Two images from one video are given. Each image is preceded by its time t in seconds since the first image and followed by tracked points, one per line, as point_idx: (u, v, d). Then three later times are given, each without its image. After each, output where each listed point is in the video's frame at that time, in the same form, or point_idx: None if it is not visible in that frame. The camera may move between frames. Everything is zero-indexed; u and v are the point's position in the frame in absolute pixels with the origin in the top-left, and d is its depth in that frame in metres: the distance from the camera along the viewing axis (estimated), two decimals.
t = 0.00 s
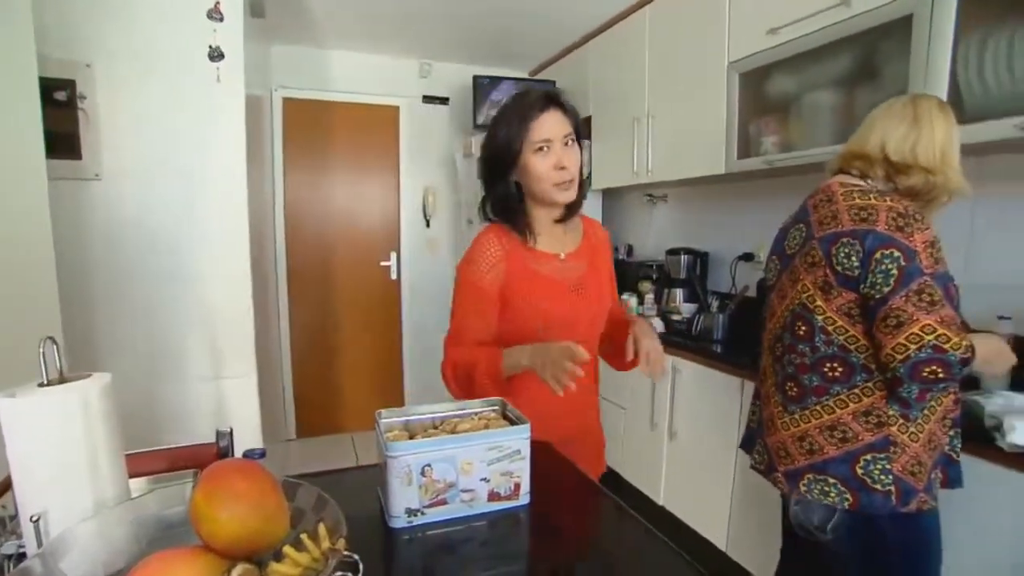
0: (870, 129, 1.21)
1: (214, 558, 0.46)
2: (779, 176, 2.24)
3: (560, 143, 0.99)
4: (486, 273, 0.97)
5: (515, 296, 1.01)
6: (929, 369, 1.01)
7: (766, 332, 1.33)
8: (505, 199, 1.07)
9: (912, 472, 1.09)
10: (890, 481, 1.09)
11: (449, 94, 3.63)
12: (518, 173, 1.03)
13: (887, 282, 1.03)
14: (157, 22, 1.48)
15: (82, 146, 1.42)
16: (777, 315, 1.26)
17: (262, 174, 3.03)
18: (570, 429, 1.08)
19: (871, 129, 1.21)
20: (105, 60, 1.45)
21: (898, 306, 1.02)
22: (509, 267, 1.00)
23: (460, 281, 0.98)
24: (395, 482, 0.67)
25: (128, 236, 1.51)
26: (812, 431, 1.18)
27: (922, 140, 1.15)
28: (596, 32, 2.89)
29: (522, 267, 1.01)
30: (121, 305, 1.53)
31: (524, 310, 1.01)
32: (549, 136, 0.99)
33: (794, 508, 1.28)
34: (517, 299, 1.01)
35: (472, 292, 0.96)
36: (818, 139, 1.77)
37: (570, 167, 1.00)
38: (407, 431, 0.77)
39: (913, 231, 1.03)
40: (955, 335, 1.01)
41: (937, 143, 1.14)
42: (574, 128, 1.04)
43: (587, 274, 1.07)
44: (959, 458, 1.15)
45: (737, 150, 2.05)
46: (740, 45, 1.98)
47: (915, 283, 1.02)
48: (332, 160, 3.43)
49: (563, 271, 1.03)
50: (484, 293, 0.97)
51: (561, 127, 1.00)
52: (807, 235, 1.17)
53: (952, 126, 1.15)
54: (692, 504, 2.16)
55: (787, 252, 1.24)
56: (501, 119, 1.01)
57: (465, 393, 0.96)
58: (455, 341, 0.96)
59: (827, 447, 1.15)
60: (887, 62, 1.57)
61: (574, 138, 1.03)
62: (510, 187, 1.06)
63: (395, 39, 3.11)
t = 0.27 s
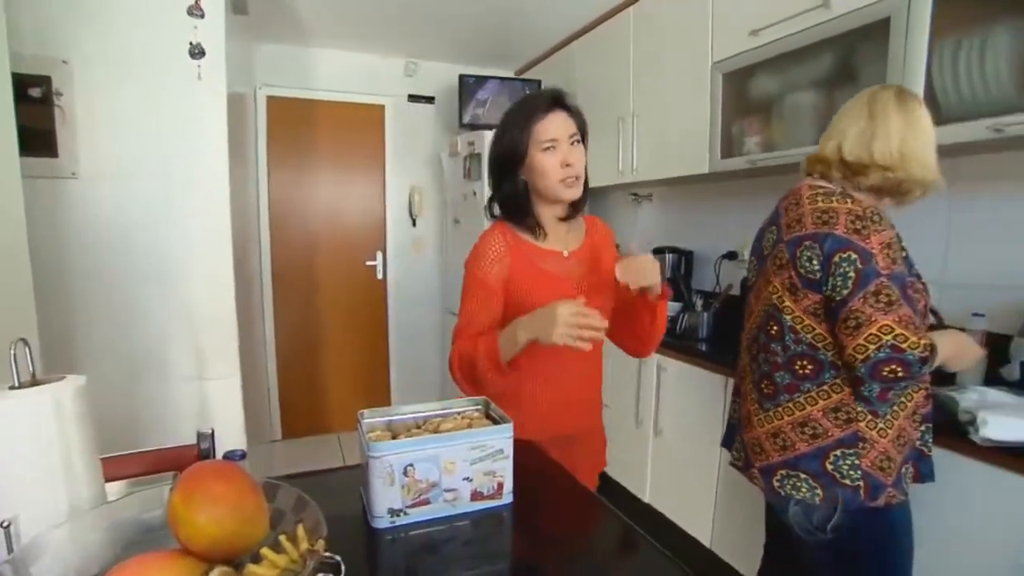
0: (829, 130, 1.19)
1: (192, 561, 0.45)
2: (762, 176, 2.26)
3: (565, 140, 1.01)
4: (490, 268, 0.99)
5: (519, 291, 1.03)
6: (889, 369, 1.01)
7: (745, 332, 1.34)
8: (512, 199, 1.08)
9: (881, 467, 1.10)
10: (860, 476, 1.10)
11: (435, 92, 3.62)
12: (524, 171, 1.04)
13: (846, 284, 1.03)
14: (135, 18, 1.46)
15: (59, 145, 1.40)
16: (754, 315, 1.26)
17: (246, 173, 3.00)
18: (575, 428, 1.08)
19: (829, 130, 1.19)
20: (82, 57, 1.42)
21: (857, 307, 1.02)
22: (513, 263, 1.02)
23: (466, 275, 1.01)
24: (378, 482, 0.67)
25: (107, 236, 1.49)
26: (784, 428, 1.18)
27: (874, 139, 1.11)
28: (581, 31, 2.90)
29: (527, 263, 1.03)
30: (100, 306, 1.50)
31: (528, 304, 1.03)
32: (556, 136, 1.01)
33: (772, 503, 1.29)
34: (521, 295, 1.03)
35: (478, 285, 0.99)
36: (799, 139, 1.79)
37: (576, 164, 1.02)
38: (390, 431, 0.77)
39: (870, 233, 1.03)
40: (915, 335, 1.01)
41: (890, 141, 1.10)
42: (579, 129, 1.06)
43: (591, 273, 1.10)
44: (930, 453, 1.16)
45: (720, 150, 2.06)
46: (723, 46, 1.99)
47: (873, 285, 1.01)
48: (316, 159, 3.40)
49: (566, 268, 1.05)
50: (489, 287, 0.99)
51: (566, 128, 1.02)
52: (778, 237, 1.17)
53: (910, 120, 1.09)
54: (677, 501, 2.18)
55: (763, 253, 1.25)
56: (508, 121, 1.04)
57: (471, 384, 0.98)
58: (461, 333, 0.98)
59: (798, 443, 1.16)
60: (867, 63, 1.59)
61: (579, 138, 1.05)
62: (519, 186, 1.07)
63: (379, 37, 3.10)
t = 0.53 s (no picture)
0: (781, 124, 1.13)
1: (170, 564, 0.45)
2: (746, 176, 2.28)
3: (556, 134, 1.04)
4: (484, 268, 0.99)
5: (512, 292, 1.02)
6: (849, 365, 0.99)
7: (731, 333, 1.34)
8: (510, 197, 1.10)
9: (850, 461, 1.09)
10: (828, 470, 1.10)
11: (421, 92, 3.61)
12: (518, 167, 1.06)
13: (806, 284, 1.02)
14: (116, 15, 1.44)
15: (36, 143, 1.38)
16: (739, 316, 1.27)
17: (230, 172, 2.97)
18: (565, 427, 1.08)
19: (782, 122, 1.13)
20: (60, 53, 1.40)
21: (816, 306, 1.01)
22: (507, 263, 1.02)
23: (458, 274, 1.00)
24: (361, 483, 0.66)
25: (86, 235, 1.47)
26: (757, 423, 1.18)
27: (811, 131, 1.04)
28: (567, 31, 2.90)
29: (521, 264, 1.03)
30: (80, 307, 1.48)
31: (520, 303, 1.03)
32: (545, 128, 1.04)
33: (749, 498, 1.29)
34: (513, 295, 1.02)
35: (471, 284, 0.98)
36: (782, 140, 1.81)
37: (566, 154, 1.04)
38: (375, 431, 0.76)
39: (829, 233, 1.01)
40: (875, 331, 0.98)
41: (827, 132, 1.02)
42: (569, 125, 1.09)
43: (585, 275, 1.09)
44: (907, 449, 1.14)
45: (706, 150, 2.08)
46: (708, 47, 2.00)
47: (831, 283, 1.00)
48: (302, 158, 3.38)
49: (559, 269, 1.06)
50: (482, 287, 0.98)
51: (555, 121, 1.05)
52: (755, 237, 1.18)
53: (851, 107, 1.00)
54: (664, 499, 2.19)
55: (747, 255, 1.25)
56: (501, 124, 1.09)
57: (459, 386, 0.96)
58: (451, 331, 0.96)
59: (769, 438, 1.16)
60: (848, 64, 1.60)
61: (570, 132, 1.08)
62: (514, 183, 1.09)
63: (366, 36, 3.08)
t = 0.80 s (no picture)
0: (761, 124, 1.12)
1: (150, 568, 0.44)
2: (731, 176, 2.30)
3: (547, 138, 1.02)
4: (477, 260, 1.01)
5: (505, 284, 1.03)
6: (816, 364, 0.96)
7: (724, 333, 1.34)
8: (494, 198, 1.09)
9: (819, 459, 1.07)
10: (796, 467, 1.07)
11: (408, 92, 3.59)
12: (505, 168, 1.05)
13: (776, 283, 1.00)
14: (97, 13, 1.42)
15: (13, 142, 1.35)
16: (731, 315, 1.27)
17: (215, 171, 2.94)
18: (566, 424, 1.07)
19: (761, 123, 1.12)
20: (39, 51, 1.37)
21: (785, 305, 0.98)
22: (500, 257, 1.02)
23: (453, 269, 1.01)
24: (345, 483, 0.66)
25: (66, 235, 1.44)
26: (733, 418, 1.17)
27: (806, 132, 1.04)
28: (554, 31, 2.91)
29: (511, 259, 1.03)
30: (60, 308, 1.46)
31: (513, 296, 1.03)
32: (536, 132, 1.02)
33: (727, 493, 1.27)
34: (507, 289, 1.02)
35: (465, 275, 1.00)
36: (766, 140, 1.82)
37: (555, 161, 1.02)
38: (359, 431, 0.76)
39: (801, 231, 0.99)
40: (845, 332, 0.95)
41: (826, 132, 1.02)
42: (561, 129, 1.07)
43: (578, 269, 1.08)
44: (885, 449, 1.12)
45: (691, 150, 2.09)
46: (694, 47, 2.02)
47: (800, 282, 0.97)
48: (288, 158, 3.35)
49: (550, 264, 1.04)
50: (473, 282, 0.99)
51: (547, 125, 1.03)
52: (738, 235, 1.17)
53: (846, 109, 1.02)
54: (652, 497, 2.20)
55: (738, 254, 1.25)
56: (491, 121, 1.07)
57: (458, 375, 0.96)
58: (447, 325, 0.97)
59: (742, 433, 1.15)
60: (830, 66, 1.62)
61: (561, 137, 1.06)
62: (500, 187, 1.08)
63: (352, 35, 3.06)
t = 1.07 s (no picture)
0: (774, 123, 1.03)
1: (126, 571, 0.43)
2: (716, 177, 2.32)
3: (552, 149, 0.98)
4: (475, 273, 0.96)
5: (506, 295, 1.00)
6: (794, 369, 0.96)
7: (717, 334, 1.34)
8: (492, 204, 1.06)
9: (797, 462, 1.07)
10: (773, 468, 1.08)
11: (396, 91, 3.58)
12: (506, 176, 1.01)
13: (757, 286, 1.00)
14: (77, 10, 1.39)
15: None
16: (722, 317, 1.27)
17: (201, 171, 2.92)
18: (575, 434, 1.06)
19: (772, 122, 1.04)
20: (16, 48, 1.34)
21: (764, 308, 0.98)
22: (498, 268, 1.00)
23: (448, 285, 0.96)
24: (328, 484, 0.66)
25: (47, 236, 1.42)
26: (716, 416, 1.18)
27: (836, 139, 1.00)
28: (541, 31, 2.91)
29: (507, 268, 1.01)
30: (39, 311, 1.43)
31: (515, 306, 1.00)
32: (541, 143, 0.97)
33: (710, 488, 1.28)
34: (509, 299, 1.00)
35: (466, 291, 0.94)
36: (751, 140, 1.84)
37: (558, 174, 0.97)
38: (345, 432, 0.76)
39: (783, 234, 0.98)
40: (825, 336, 0.95)
41: (852, 139, 1.00)
42: (568, 138, 1.03)
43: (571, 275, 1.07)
44: (875, 455, 1.11)
45: (677, 150, 2.10)
46: (679, 49, 2.03)
47: (780, 285, 0.97)
48: (275, 157, 3.33)
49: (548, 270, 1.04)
50: (474, 298, 0.93)
51: (553, 136, 0.98)
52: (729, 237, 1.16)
53: (869, 114, 1.00)
54: (639, 495, 2.21)
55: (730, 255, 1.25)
56: (497, 123, 1.01)
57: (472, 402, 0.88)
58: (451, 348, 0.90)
59: (723, 431, 1.15)
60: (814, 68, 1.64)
61: (567, 147, 1.01)
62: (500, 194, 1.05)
63: (339, 33, 3.05)
